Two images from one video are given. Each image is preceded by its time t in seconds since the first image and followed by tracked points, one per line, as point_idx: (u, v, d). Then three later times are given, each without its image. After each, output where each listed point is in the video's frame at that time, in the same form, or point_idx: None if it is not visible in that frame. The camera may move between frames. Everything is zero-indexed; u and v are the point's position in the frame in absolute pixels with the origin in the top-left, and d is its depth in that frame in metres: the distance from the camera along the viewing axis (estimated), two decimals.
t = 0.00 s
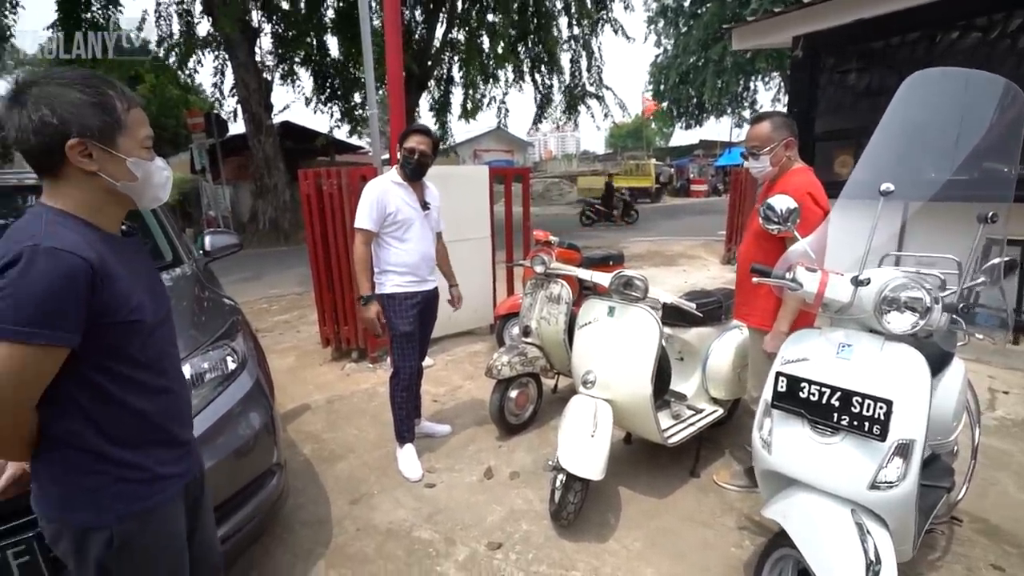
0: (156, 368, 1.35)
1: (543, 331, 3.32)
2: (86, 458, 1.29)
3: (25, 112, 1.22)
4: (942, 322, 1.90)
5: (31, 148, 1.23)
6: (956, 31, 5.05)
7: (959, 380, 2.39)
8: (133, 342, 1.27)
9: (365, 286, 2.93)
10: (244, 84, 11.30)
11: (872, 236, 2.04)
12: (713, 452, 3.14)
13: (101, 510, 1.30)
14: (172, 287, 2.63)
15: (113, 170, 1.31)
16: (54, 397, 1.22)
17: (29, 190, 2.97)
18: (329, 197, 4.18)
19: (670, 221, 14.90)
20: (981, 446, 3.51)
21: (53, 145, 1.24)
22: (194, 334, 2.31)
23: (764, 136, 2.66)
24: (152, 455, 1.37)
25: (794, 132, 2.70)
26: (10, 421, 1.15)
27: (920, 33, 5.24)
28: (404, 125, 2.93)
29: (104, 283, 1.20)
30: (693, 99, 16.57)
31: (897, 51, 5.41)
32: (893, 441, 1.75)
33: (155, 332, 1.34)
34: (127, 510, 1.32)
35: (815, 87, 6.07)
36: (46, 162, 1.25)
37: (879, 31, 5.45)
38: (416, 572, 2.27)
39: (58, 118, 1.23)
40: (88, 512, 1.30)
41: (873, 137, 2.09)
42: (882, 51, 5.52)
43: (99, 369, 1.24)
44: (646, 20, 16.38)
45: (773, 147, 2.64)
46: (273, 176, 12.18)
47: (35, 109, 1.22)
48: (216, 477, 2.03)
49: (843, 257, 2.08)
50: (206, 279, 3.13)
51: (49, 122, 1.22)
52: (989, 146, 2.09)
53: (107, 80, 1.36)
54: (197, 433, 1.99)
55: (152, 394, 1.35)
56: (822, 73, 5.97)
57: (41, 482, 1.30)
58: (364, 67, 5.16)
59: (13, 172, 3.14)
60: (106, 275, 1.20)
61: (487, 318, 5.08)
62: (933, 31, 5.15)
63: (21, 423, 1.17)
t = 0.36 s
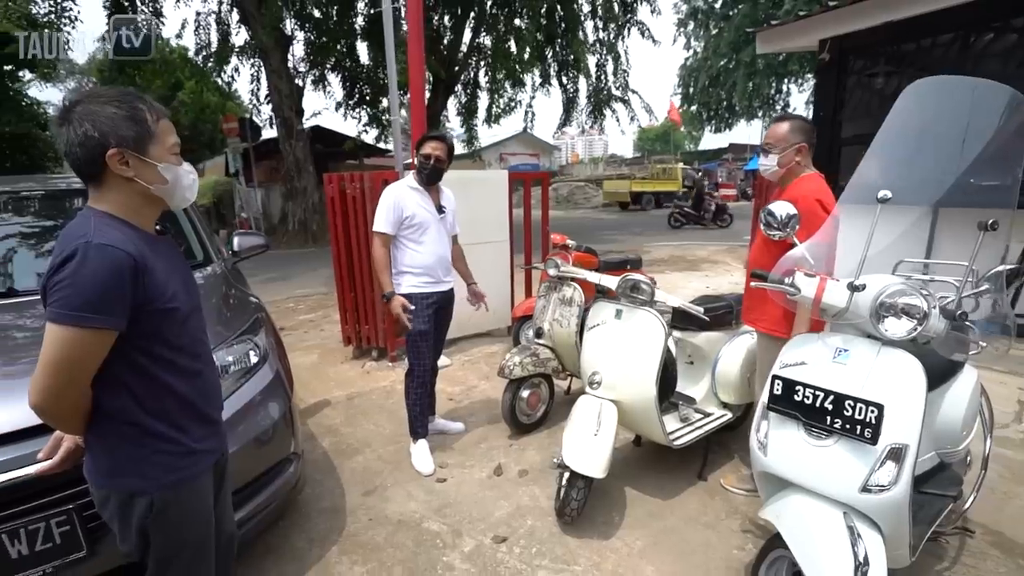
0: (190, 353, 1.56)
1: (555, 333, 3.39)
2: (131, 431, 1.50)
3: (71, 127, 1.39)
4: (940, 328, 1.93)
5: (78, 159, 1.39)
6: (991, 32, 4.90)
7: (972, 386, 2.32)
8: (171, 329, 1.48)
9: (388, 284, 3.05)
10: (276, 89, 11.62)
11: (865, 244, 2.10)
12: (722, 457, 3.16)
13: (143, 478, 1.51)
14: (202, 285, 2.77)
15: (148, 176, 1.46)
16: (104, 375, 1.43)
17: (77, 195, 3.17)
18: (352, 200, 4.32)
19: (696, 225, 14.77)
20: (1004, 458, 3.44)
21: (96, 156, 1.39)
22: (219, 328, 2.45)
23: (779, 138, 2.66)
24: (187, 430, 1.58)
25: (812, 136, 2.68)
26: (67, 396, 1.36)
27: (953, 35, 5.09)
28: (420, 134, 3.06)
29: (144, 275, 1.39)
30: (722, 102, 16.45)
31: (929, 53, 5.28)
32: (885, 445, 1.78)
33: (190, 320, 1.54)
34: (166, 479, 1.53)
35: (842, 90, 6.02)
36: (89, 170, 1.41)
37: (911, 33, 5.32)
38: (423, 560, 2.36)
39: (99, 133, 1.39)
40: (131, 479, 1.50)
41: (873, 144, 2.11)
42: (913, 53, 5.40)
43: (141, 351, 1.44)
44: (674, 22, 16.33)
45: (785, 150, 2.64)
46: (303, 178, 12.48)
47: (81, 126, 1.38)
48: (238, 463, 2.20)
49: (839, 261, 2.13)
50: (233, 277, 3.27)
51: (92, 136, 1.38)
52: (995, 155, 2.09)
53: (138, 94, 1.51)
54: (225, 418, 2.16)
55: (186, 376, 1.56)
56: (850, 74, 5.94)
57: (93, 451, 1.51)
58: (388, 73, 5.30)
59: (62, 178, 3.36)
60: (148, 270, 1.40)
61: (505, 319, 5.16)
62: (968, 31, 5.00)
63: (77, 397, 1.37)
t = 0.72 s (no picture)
0: (208, 334, 1.72)
1: (563, 331, 3.43)
2: (152, 402, 1.65)
3: (111, 125, 1.56)
4: (939, 335, 1.96)
5: (115, 154, 1.56)
6: (1022, 37, 4.68)
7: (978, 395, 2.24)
8: (190, 309, 1.64)
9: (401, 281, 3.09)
10: (303, 88, 11.83)
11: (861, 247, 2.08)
12: (726, 460, 3.18)
13: (160, 447, 1.66)
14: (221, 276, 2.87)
15: (176, 170, 1.63)
16: (130, 349, 1.60)
17: (109, 187, 3.32)
18: (370, 197, 4.42)
19: (717, 230, 14.65)
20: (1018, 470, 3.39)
21: (131, 151, 1.57)
22: (235, 316, 2.54)
23: (789, 141, 2.59)
24: (202, 405, 1.73)
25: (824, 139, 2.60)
26: (96, 366, 1.52)
27: (982, 39, 4.91)
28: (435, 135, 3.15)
29: (168, 258, 1.55)
30: (748, 105, 16.29)
31: (957, 58, 5.09)
32: (876, 448, 1.80)
33: (208, 303, 1.70)
34: (181, 448, 1.68)
35: (865, 95, 5.87)
36: (125, 164, 1.59)
37: (940, 36, 5.17)
38: (424, 548, 2.44)
39: (135, 131, 1.56)
40: (149, 447, 1.65)
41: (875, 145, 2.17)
42: (939, 59, 5.20)
43: (164, 328, 1.61)
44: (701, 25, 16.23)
45: (796, 153, 2.57)
46: (327, 175, 12.67)
47: (119, 124, 1.56)
48: (249, 444, 2.29)
49: (842, 262, 2.11)
50: (252, 269, 3.37)
51: (128, 133, 1.56)
52: (1004, 160, 2.11)
53: (169, 96, 1.68)
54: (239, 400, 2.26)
55: (203, 354, 1.71)
56: (874, 79, 5.77)
57: (118, 422, 1.67)
58: (410, 74, 5.41)
59: (98, 170, 3.51)
60: (171, 255, 1.56)
61: (517, 318, 5.21)
62: (998, 36, 4.81)
63: (105, 367, 1.53)
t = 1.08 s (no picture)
0: (217, 328, 1.75)
1: (566, 331, 3.45)
2: (162, 394, 1.69)
3: (125, 128, 1.61)
4: (937, 332, 1.96)
5: (129, 155, 1.60)
6: None
7: (982, 397, 2.21)
8: (199, 304, 1.67)
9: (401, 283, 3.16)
10: (312, 89, 11.92)
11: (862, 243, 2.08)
12: (728, 459, 3.18)
13: (170, 437, 1.70)
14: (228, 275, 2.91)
15: (187, 171, 1.67)
16: (142, 342, 1.63)
17: (122, 187, 3.38)
18: (376, 197, 4.45)
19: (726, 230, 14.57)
20: None
21: (145, 153, 1.61)
22: (242, 314, 2.58)
23: (796, 138, 2.50)
24: (210, 397, 1.77)
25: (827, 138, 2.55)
26: (109, 358, 1.56)
27: (994, 36, 4.81)
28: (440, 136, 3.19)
29: (179, 254, 1.59)
30: (758, 104, 16.20)
31: (968, 55, 4.98)
32: (872, 446, 1.81)
33: (217, 299, 1.74)
34: (190, 438, 1.72)
35: (874, 93, 5.78)
36: (138, 165, 1.63)
37: (949, 33, 5.07)
38: (425, 543, 2.46)
39: (149, 133, 1.60)
40: (159, 437, 1.69)
41: (874, 142, 2.20)
42: (950, 56, 5.10)
43: (174, 322, 1.65)
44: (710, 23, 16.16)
45: (807, 150, 2.49)
46: (336, 176, 12.75)
47: (134, 127, 1.60)
48: (255, 439, 2.33)
49: (845, 258, 2.09)
50: (259, 268, 3.41)
51: (143, 136, 1.60)
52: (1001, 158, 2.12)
53: (180, 99, 1.72)
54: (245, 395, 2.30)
55: (212, 348, 1.75)
56: (882, 77, 5.67)
57: (130, 412, 1.71)
58: (415, 76, 5.45)
59: (112, 171, 3.58)
60: (183, 251, 1.60)
61: (522, 318, 5.23)
62: (1010, 32, 4.71)
63: (118, 359, 1.57)
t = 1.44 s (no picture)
0: (220, 327, 1.77)
1: (569, 329, 3.46)
2: (167, 393, 1.71)
3: (127, 130, 1.63)
4: (941, 328, 1.94)
5: (132, 157, 1.63)
6: None
7: (988, 393, 2.19)
8: (202, 304, 1.69)
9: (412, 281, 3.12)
10: (318, 91, 11.98)
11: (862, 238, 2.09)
12: (732, 458, 3.17)
13: (174, 435, 1.71)
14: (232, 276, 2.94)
15: (189, 172, 1.68)
16: (145, 341, 1.65)
17: (131, 190, 3.42)
18: (380, 198, 4.47)
19: (733, 228, 14.51)
20: None
21: (146, 154, 1.63)
22: (246, 315, 2.60)
23: (800, 135, 2.47)
24: (214, 395, 1.79)
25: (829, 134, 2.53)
26: (114, 357, 1.58)
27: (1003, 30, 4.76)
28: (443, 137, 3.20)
29: (182, 255, 1.61)
30: (765, 102, 16.13)
31: (977, 49, 4.93)
32: (873, 443, 1.80)
33: (220, 299, 1.76)
34: (194, 436, 1.73)
35: (882, 89, 5.75)
36: (141, 167, 1.65)
37: (957, 27, 5.03)
38: (428, 541, 2.47)
39: (151, 135, 1.62)
40: (164, 434, 1.71)
41: (875, 137, 2.22)
42: (959, 50, 5.05)
43: (177, 322, 1.66)
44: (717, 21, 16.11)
45: (809, 147, 2.46)
46: (342, 177, 12.81)
47: (136, 128, 1.62)
48: (259, 437, 2.35)
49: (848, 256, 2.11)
50: (263, 269, 3.43)
51: (145, 138, 1.62)
52: (1005, 152, 2.10)
53: (182, 102, 1.74)
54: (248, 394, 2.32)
55: (215, 348, 1.77)
56: (890, 72, 5.66)
57: (134, 411, 1.73)
58: (419, 76, 5.47)
59: (121, 174, 3.61)
60: (185, 252, 1.62)
61: (527, 317, 5.24)
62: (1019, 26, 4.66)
63: (122, 358, 1.59)
